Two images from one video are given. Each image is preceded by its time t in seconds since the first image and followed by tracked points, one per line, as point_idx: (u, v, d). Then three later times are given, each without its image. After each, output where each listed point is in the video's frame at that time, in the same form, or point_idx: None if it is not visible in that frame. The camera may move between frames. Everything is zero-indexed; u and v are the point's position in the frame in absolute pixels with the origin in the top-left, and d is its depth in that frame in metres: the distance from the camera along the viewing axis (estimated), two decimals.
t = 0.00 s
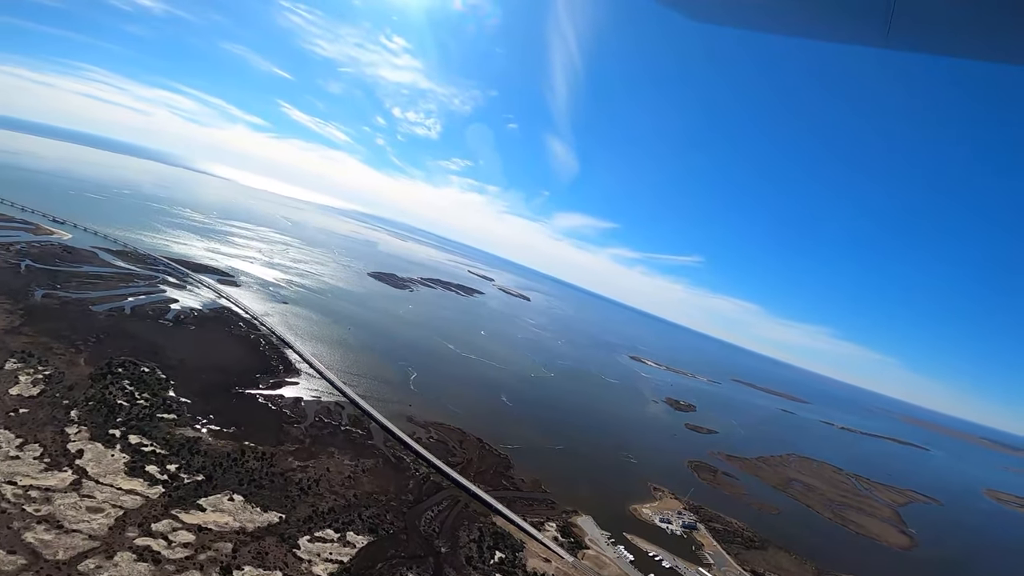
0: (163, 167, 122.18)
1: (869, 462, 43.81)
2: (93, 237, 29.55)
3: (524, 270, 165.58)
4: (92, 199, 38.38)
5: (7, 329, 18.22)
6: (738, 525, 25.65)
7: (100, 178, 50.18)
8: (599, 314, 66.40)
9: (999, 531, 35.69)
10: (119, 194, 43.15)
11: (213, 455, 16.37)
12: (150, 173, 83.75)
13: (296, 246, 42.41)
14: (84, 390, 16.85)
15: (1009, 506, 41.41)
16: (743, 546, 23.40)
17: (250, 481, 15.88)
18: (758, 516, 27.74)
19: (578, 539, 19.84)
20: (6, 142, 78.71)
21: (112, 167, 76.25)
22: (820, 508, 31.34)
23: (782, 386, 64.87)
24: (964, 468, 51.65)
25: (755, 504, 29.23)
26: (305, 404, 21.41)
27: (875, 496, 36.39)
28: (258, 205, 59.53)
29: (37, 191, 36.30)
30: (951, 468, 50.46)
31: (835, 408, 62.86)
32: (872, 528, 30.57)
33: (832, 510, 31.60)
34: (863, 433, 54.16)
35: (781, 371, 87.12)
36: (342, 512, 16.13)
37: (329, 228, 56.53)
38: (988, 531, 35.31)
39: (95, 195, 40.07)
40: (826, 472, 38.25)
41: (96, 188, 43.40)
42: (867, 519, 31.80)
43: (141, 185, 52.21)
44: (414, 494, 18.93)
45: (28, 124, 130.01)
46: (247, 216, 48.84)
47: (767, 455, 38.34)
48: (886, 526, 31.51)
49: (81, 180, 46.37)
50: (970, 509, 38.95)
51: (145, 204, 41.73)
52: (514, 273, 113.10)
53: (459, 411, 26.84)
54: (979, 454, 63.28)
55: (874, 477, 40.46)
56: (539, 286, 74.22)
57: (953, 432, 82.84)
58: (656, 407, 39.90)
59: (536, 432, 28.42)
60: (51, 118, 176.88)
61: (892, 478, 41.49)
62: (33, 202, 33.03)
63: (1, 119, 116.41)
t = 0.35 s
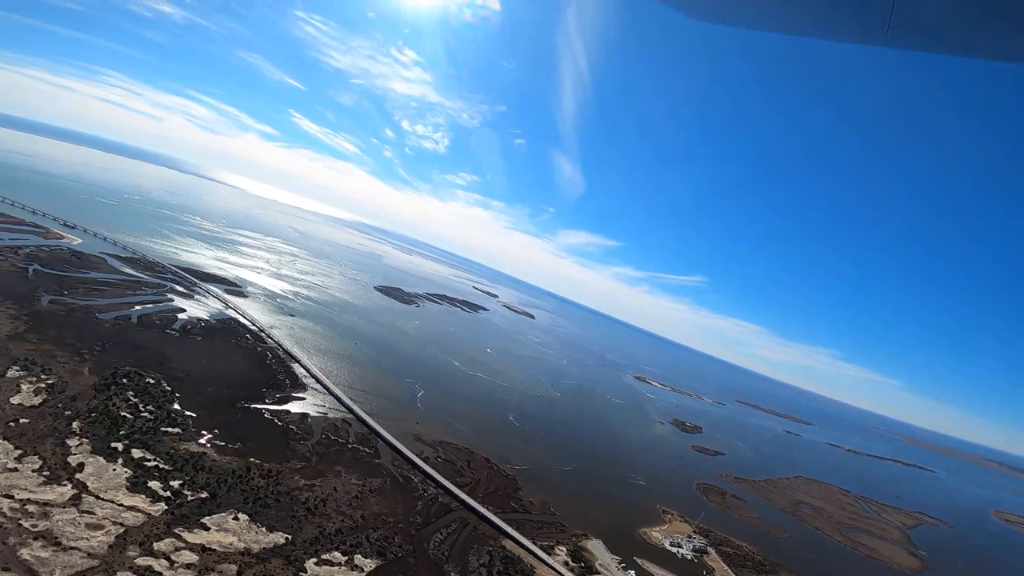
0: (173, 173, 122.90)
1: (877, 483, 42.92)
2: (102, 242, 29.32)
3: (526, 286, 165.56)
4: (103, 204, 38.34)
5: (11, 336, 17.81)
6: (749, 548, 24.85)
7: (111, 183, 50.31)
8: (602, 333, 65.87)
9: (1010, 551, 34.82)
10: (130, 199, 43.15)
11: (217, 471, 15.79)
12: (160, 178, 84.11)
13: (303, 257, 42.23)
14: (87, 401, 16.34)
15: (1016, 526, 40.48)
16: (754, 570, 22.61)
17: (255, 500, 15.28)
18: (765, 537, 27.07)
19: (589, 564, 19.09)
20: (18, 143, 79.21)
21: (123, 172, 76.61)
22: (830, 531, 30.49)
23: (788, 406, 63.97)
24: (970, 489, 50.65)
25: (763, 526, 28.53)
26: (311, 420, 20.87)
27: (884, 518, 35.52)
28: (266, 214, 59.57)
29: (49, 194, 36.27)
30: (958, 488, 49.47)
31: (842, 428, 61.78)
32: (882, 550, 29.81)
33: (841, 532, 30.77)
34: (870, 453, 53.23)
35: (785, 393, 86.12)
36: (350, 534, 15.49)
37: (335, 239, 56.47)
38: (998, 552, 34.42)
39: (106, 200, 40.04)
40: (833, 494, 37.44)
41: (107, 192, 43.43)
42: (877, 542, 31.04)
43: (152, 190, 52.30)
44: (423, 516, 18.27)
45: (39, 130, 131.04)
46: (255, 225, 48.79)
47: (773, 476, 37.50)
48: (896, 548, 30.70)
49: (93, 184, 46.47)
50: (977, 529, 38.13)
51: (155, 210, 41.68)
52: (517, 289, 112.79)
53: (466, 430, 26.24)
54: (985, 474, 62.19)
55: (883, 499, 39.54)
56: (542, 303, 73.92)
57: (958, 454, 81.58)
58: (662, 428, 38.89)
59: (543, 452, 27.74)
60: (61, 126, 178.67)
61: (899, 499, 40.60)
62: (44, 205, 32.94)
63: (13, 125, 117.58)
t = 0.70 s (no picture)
0: (177, 176, 122.92)
1: (887, 494, 42.25)
2: (109, 247, 29.02)
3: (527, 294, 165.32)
4: (111, 207, 38.08)
5: (17, 344, 17.43)
6: (763, 563, 24.25)
7: (118, 187, 50.13)
8: (606, 344, 65.34)
9: None
10: (137, 203, 42.91)
11: (227, 486, 15.33)
12: (166, 182, 83.96)
13: (309, 264, 41.96)
14: (94, 411, 15.90)
15: None
16: None
17: (266, 516, 14.82)
18: (777, 550, 26.47)
19: None
20: (25, 145, 79.18)
21: (129, 175, 76.42)
22: (842, 544, 29.88)
23: (794, 418, 63.30)
24: (980, 500, 49.80)
25: (775, 540, 27.86)
26: (321, 433, 20.46)
27: (896, 531, 34.86)
28: (271, 220, 59.40)
29: (56, 197, 36.01)
30: (968, 500, 48.72)
31: (849, 439, 61.05)
32: (896, 564, 29.19)
33: (854, 545, 30.17)
34: (879, 465, 52.51)
35: (789, 405, 85.30)
36: (363, 551, 15.00)
37: (340, 246, 56.19)
38: (1012, 563, 33.71)
39: (113, 203, 39.79)
40: (844, 506, 36.42)
41: (114, 196, 43.19)
42: (891, 555, 30.41)
43: (159, 194, 52.12)
44: (435, 532, 17.78)
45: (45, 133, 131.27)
46: (261, 231, 48.58)
47: (783, 487, 36.53)
48: (909, 561, 30.10)
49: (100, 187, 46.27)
50: (990, 541, 37.47)
51: (162, 214, 41.41)
52: (519, 297, 112.25)
53: (475, 442, 25.79)
54: (994, 486, 61.34)
55: (894, 511, 38.89)
56: (546, 313, 73.63)
57: (965, 465, 80.63)
58: (670, 441, 37.91)
59: (552, 464, 27.24)
60: (66, 130, 179.17)
61: (910, 511, 39.92)
62: (52, 208, 32.69)
63: (19, 128, 117.68)
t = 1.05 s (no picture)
0: (183, 179, 123.03)
1: (899, 504, 41.65)
2: (118, 252, 28.76)
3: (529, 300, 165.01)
4: (119, 210, 37.84)
5: (25, 352, 17.07)
6: None
7: (126, 190, 50.02)
8: (612, 351, 64.91)
9: None
10: (146, 206, 42.69)
11: (240, 499, 14.94)
12: (172, 185, 83.85)
13: (316, 270, 41.71)
14: (103, 422, 15.49)
15: None
16: None
17: (281, 531, 14.41)
18: (793, 561, 25.98)
19: None
20: (33, 147, 79.21)
21: (137, 179, 76.43)
22: (857, 555, 29.33)
23: (802, 426, 62.76)
24: (992, 509, 49.04)
25: (790, 551, 27.33)
26: (332, 444, 20.09)
27: (910, 541, 34.28)
28: (278, 225, 59.21)
29: (65, 201, 35.80)
30: (980, 509, 48.04)
31: (856, 448, 60.49)
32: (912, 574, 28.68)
33: (869, 556, 29.63)
34: (888, 474, 51.89)
35: (795, 413, 84.68)
36: (379, 568, 14.58)
37: (346, 251, 55.93)
38: None
39: (122, 207, 39.55)
40: (857, 515, 35.81)
41: (122, 199, 42.95)
42: (907, 566, 29.91)
43: (167, 198, 51.94)
44: (451, 547, 17.36)
45: (50, 136, 131.50)
46: (268, 236, 48.37)
47: (796, 497, 35.91)
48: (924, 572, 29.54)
49: (108, 190, 46.11)
50: (1004, 551, 36.83)
51: (170, 218, 41.16)
52: (523, 303, 111.82)
53: (486, 453, 25.40)
54: (1004, 495, 60.60)
55: (907, 521, 38.32)
56: (551, 320, 73.23)
57: (973, 474, 79.79)
58: (679, 450, 37.27)
59: (564, 475, 26.79)
60: (71, 134, 179.66)
61: (923, 521, 39.31)
62: (62, 211, 32.44)
63: (25, 131, 117.93)
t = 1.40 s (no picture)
0: (190, 182, 123.43)
1: (912, 511, 41.03)
2: (130, 256, 28.57)
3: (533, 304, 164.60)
4: (130, 214, 37.73)
5: (38, 360, 16.80)
6: None
7: (135, 193, 50.02)
8: (619, 357, 64.46)
9: None
10: (156, 210, 42.60)
11: (257, 513, 14.60)
12: (180, 189, 84.14)
13: (325, 274, 41.50)
14: (117, 432, 15.14)
15: None
16: None
17: (298, 545, 14.06)
18: (810, 570, 25.45)
19: None
20: (44, 149, 79.63)
21: (146, 182, 76.58)
22: (873, 563, 28.79)
23: (811, 432, 62.15)
24: (1007, 517, 48.24)
25: (808, 560, 26.75)
26: (347, 454, 19.78)
27: (925, 548, 33.72)
28: (285, 228, 59.11)
29: (76, 204, 35.73)
30: (994, 516, 47.29)
31: (867, 454, 59.80)
32: None
33: (886, 564, 29.09)
34: (901, 480, 51.18)
35: (802, 418, 83.98)
36: None
37: (353, 255, 55.73)
38: None
39: (132, 210, 39.46)
40: (872, 523, 35.23)
41: (133, 202, 42.89)
42: None
43: (176, 201, 51.90)
44: (469, 560, 16.98)
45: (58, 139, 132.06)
46: (277, 240, 48.23)
47: (810, 504, 35.35)
48: None
49: (118, 193, 46.09)
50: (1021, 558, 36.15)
51: (180, 221, 41.04)
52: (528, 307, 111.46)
53: (499, 462, 25.05)
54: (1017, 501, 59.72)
55: (921, 528, 37.71)
56: (558, 325, 72.88)
57: (984, 480, 78.87)
58: (691, 458, 36.71)
59: (578, 484, 26.36)
60: (77, 136, 180.45)
61: (938, 529, 38.67)
62: (73, 215, 32.34)
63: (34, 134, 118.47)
